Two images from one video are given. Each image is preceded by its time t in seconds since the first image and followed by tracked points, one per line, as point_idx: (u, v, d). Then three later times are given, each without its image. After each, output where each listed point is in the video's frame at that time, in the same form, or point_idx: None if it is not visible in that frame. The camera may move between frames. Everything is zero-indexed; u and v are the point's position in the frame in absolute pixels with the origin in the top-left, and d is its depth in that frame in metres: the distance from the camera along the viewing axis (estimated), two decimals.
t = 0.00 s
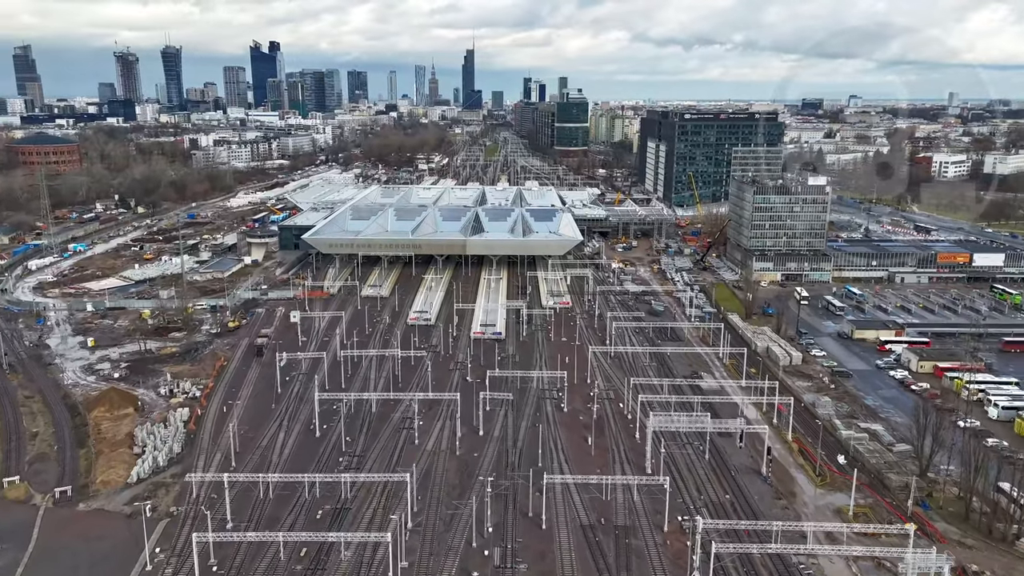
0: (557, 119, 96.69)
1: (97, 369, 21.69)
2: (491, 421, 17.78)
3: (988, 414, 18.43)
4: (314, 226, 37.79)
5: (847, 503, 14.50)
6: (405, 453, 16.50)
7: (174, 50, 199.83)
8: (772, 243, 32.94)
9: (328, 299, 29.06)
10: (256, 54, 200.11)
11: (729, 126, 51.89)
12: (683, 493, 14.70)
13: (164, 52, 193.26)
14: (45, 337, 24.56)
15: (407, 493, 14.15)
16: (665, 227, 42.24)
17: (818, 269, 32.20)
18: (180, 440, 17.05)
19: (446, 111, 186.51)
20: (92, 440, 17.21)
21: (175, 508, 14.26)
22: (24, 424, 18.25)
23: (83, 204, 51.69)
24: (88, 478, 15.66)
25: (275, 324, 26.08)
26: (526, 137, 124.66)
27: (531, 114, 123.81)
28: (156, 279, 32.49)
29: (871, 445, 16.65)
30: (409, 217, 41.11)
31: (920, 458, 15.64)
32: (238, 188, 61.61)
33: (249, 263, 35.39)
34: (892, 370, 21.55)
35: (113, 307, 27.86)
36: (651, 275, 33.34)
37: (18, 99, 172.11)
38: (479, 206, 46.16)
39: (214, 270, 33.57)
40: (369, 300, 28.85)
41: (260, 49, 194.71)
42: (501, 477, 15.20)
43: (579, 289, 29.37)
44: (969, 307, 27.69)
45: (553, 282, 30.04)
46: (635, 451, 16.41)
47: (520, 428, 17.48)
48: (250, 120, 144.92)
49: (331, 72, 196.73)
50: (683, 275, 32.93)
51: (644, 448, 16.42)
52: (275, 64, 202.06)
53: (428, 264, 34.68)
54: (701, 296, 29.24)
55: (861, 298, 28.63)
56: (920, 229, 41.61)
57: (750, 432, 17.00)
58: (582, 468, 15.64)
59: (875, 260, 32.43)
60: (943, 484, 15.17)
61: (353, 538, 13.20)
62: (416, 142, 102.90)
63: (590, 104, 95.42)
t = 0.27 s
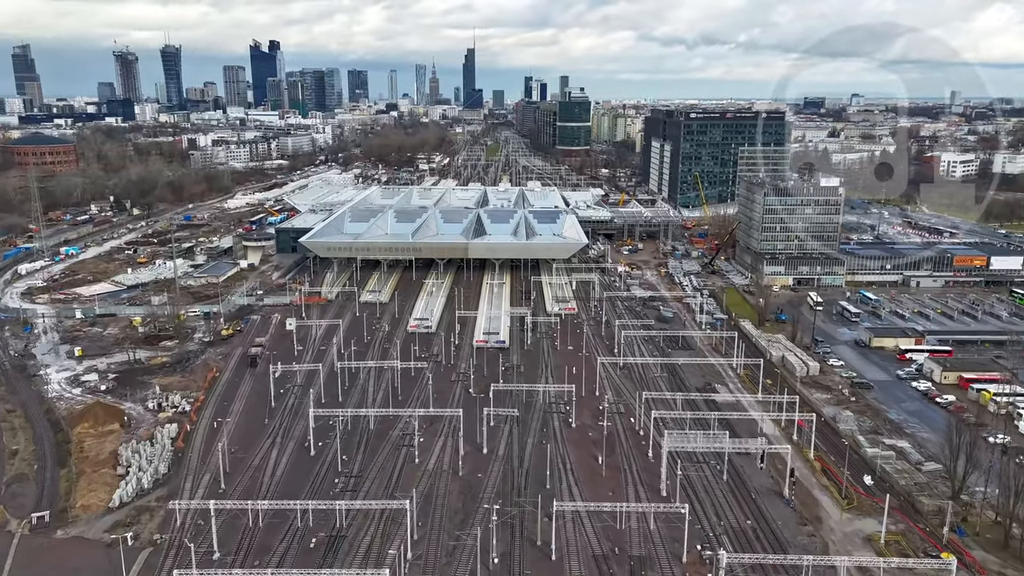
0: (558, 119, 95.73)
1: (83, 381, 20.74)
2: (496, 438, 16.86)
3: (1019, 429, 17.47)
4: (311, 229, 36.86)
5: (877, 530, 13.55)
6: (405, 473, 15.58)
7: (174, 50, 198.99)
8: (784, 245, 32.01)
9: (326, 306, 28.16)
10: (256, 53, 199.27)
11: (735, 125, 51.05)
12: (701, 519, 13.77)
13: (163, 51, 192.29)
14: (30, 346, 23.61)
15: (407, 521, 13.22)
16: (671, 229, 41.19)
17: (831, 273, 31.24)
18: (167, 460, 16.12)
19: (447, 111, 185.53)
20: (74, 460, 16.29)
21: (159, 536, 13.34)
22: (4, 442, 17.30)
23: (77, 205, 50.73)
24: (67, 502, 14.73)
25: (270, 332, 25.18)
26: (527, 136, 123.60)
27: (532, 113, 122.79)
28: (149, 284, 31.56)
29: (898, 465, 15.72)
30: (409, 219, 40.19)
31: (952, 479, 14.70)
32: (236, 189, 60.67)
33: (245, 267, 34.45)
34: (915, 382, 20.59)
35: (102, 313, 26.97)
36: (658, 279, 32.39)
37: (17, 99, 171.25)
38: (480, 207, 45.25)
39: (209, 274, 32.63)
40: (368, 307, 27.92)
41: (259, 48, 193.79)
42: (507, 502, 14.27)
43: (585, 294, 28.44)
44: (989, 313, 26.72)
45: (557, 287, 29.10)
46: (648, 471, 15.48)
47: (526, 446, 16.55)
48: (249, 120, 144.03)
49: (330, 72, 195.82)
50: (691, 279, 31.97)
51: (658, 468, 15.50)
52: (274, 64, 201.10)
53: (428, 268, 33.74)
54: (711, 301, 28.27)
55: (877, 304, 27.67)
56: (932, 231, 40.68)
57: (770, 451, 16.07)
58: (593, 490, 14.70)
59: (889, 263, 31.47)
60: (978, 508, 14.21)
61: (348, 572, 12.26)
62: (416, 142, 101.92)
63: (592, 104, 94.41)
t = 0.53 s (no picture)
0: (560, 118, 94.85)
1: (69, 393, 19.88)
2: (499, 455, 16.06)
3: None
4: (309, 232, 36.05)
5: (906, 556, 12.72)
6: (404, 493, 14.79)
7: (173, 50, 198.25)
8: (794, 249, 31.23)
9: (323, 312, 27.34)
10: (255, 53, 198.56)
11: (740, 125, 50.21)
12: (718, 544, 12.97)
13: (162, 51, 191.44)
14: (16, 356, 22.77)
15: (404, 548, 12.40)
16: (676, 231, 40.29)
17: (842, 277, 30.44)
18: (153, 479, 15.31)
19: (447, 111, 184.73)
20: (55, 480, 15.48)
21: (141, 565, 12.55)
22: None
23: (71, 207, 49.88)
24: (46, 526, 13.92)
25: (266, 340, 24.37)
26: (527, 137, 122.74)
27: (533, 112, 121.90)
28: (141, 288, 30.75)
29: (924, 486, 14.89)
30: (409, 221, 39.35)
31: (983, 500, 13.87)
32: (234, 190, 59.85)
33: (241, 271, 33.62)
34: (935, 393, 19.75)
35: (93, 320, 26.13)
36: (664, 283, 31.55)
37: (16, 99, 170.48)
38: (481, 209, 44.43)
39: (204, 278, 31.79)
40: (367, 313, 27.09)
41: (259, 48, 192.91)
42: (511, 526, 13.49)
43: (590, 300, 27.59)
44: (1007, 320, 25.91)
45: (561, 292, 28.26)
46: (660, 491, 14.68)
47: (530, 464, 15.76)
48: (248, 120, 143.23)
49: (330, 71, 195.05)
50: (698, 283, 31.14)
51: (671, 488, 14.69)
52: (274, 63, 200.23)
53: (428, 272, 32.91)
54: (720, 307, 27.44)
55: (891, 309, 26.85)
56: (942, 233, 39.91)
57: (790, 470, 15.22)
58: (603, 513, 13.90)
59: (902, 267, 30.65)
60: (1011, 532, 13.39)
61: None
62: (416, 142, 101.09)
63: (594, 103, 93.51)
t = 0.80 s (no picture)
0: (561, 120, 93.99)
1: (51, 409, 18.95)
2: (503, 478, 15.14)
3: None
4: (305, 238, 35.13)
5: None
6: (401, 520, 13.85)
7: (172, 50, 197.30)
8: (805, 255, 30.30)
9: (319, 321, 26.41)
10: (254, 53, 197.69)
11: (744, 126, 49.34)
12: None
13: (161, 51, 190.54)
14: None
15: None
16: (681, 235, 39.39)
17: (854, 284, 29.54)
18: (134, 505, 14.36)
19: (447, 111, 183.87)
20: (30, 505, 14.53)
21: None
22: None
23: (63, 210, 48.92)
24: (17, 557, 12.97)
25: (259, 351, 23.44)
26: (528, 138, 121.90)
27: (533, 113, 121.01)
28: (132, 295, 29.81)
29: (956, 512, 13.98)
30: (408, 225, 38.43)
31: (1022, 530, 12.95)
32: (230, 193, 58.93)
33: (235, 277, 32.69)
34: (959, 409, 18.85)
35: (79, 329, 25.20)
36: (670, 290, 30.65)
37: (13, 100, 169.49)
38: (482, 213, 43.54)
39: (196, 285, 30.86)
40: (364, 322, 26.17)
41: (258, 49, 192.04)
42: (516, 560, 12.55)
43: (595, 308, 26.68)
44: None
45: (565, 300, 27.36)
46: (675, 518, 13.76)
47: (536, 488, 14.84)
48: (247, 121, 142.26)
49: (329, 72, 194.17)
50: (706, 290, 30.23)
51: (688, 515, 13.76)
52: (273, 64, 199.41)
53: (428, 278, 32.00)
54: (729, 315, 26.51)
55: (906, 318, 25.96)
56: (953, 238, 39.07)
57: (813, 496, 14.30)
58: (615, 544, 12.97)
59: (915, 273, 29.79)
60: None
61: None
62: (416, 143, 100.17)
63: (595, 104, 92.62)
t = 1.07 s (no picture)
0: (562, 121, 93.08)
1: (29, 426, 17.98)
2: (505, 504, 14.16)
3: None
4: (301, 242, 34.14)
5: None
6: (397, 552, 12.87)
7: (170, 51, 196.35)
8: (816, 261, 29.25)
9: (313, 329, 25.43)
10: (253, 54, 196.77)
11: (749, 128, 48.43)
12: None
13: (159, 51, 189.65)
14: None
15: None
16: (686, 240, 38.44)
17: (867, 292, 28.55)
18: (110, 535, 13.38)
19: (446, 112, 183.00)
20: None
21: None
22: None
23: (55, 213, 47.94)
24: None
25: (250, 362, 22.47)
26: (528, 139, 121.05)
27: (533, 114, 120.15)
28: (120, 302, 28.83)
29: (993, 543, 13.00)
30: (407, 229, 37.40)
31: None
32: (226, 195, 57.99)
33: (228, 283, 31.70)
34: (986, 426, 17.89)
35: (64, 338, 24.23)
36: (677, 297, 29.69)
37: (11, 100, 168.52)
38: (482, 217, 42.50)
39: (188, 291, 29.89)
40: (360, 331, 25.18)
41: (257, 49, 190.98)
42: None
43: (601, 317, 25.73)
44: None
45: (569, 308, 26.39)
46: (691, 550, 12.79)
47: (541, 516, 13.86)
48: (245, 122, 141.29)
49: (329, 73, 193.29)
50: (714, 298, 29.25)
51: (705, 547, 12.79)
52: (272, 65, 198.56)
53: (428, 285, 31.00)
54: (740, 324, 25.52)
55: (923, 328, 25.01)
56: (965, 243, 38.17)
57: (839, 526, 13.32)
58: None
59: (930, 280, 28.85)
60: None
61: None
62: (415, 145, 99.26)
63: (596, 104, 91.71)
